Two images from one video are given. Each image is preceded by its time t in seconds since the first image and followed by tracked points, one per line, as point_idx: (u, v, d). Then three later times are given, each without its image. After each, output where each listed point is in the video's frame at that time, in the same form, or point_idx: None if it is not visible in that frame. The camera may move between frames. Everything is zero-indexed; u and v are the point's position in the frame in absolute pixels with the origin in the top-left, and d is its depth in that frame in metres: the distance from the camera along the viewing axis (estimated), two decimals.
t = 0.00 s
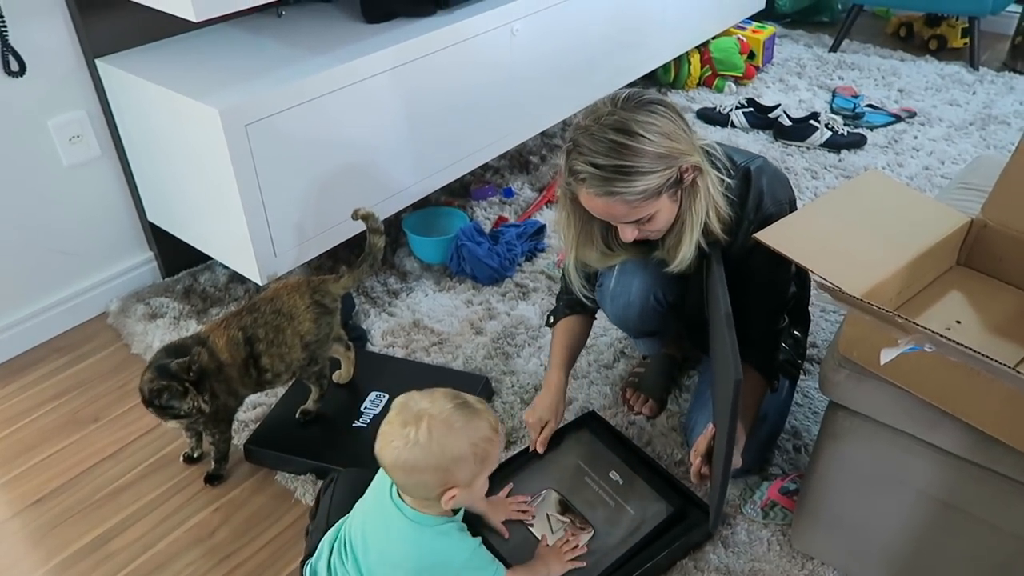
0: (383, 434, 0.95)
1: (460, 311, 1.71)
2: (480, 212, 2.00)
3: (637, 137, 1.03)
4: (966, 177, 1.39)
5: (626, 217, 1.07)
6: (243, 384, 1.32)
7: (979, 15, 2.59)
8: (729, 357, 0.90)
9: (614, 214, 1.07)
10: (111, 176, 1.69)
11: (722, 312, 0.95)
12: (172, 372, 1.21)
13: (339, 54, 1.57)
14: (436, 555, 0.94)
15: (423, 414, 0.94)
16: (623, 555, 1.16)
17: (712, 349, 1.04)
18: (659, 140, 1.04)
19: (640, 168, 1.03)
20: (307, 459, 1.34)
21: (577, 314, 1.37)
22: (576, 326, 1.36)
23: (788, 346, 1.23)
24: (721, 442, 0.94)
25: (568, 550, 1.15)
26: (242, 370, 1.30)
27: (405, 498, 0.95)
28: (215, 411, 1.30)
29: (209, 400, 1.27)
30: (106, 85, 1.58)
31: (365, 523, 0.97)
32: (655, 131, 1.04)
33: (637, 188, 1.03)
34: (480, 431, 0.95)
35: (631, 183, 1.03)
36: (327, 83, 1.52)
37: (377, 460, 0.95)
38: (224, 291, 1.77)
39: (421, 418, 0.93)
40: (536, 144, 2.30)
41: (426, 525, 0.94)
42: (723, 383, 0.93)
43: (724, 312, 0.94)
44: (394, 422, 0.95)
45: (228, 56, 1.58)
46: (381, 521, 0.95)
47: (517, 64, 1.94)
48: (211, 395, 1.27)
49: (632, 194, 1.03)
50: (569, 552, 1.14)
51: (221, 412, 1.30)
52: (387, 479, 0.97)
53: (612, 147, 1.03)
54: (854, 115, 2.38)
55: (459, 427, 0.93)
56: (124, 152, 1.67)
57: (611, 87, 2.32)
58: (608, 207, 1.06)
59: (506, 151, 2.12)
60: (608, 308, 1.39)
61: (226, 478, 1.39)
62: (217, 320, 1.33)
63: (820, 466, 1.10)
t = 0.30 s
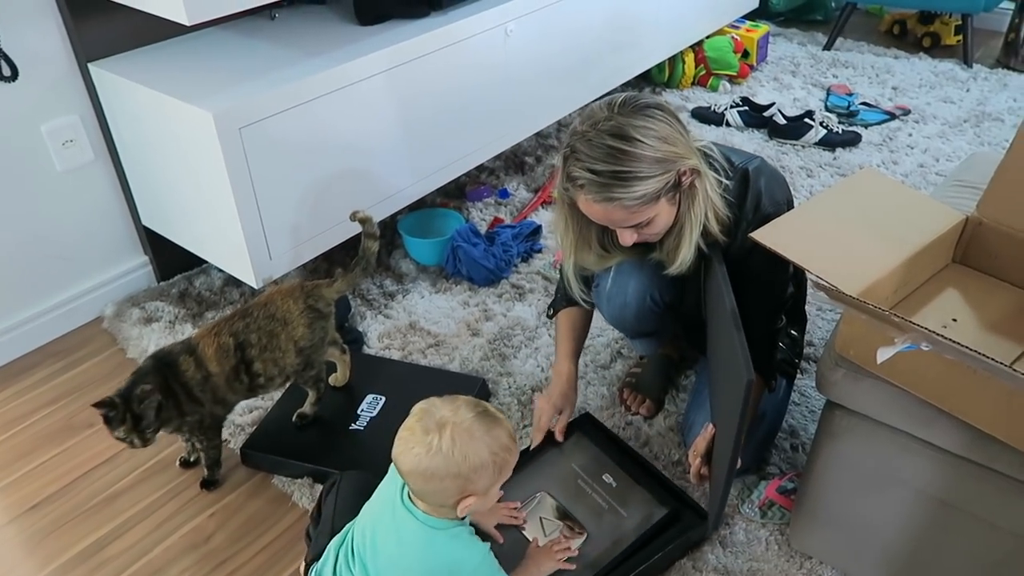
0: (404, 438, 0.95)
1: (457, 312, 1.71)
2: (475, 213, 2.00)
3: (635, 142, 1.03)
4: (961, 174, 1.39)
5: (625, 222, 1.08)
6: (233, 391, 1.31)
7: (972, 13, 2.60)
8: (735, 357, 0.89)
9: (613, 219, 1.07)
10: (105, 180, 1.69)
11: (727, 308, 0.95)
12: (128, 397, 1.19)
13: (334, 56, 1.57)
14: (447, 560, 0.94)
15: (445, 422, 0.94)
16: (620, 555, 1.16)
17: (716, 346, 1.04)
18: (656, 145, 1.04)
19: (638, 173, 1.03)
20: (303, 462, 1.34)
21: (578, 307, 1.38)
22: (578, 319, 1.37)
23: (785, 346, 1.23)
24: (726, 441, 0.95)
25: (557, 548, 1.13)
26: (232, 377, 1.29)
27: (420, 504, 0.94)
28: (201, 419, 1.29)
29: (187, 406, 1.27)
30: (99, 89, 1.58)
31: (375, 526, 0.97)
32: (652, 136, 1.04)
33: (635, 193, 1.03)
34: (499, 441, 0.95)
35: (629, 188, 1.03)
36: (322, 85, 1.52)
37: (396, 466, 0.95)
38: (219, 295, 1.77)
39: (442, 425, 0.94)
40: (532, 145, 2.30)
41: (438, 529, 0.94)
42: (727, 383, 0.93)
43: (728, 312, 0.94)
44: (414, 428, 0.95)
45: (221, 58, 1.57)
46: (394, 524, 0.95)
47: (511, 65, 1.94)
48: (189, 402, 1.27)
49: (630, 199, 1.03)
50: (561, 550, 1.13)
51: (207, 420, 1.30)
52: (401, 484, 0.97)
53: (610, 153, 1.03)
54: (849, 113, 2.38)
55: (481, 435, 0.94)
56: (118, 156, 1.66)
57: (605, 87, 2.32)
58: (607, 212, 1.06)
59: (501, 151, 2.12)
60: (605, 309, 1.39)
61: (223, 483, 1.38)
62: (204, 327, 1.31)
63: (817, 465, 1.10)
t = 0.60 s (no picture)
0: (399, 428, 0.95)
1: (454, 313, 1.71)
2: (472, 215, 2.00)
3: (631, 145, 1.03)
4: (956, 173, 1.39)
5: (622, 224, 1.08)
6: (209, 415, 1.27)
7: (966, 11, 2.60)
8: (733, 358, 0.90)
9: (609, 221, 1.07)
10: (100, 183, 1.68)
11: (725, 309, 0.95)
12: (94, 433, 1.14)
13: (329, 58, 1.57)
14: (461, 545, 0.94)
15: (439, 404, 0.94)
16: (616, 556, 1.16)
17: (714, 346, 1.04)
18: (652, 148, 1.04)
19: (634, 176, 1.03)
20: (301, 465, 1.34)
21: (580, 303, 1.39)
22: (581, 316, 1.39)
23: (781, 345, 1.24)
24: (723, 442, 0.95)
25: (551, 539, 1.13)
26: (208, 402, 1.25)
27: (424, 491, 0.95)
28: (170, 448, 1.25)
29: (158, 437, 1.22)
30: (94, 93, 1.57)
31: (383, 526, 0.96)
32: (649, 139, 1.04)
33: (631, 196, 1.03)
34: (491, 413, 0.96)
35: (625, 191, 1.03)
36: (318, 88, 1.52)
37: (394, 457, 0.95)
38: (216, 297, 1.77)
39: (436, 409, 0.94)
40: (528, 145, 2.30)
41: (447, 515, 0.95)
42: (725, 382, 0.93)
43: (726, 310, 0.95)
44: (408, 417, 0.95)
45: (216, 61, 1.57)
46: (403, 520, 0.95)
47: (507, 66, 1.94)
48: (161, 432, 1.22)
49: (626, 202, 1.04)
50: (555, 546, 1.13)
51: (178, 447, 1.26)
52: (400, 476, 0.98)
53: (606, 156, 1.03)
54: (844, 112, 2.39)
55: (475, 410, 0.95)
56: (113, 159, 1.66)
57: (601, 87, 2.32)
58: (603, 215, 1.06)
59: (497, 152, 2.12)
60: (598, 307, 1.39)
61: (221, 485, 1.38)
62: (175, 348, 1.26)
63: (814, 464, 1.10)
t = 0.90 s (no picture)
0: (432, 423, 0.96)
1: (451, 317, 1.71)
2: (469, 218, 2.00)
3: (625, 148, 1.03)
4: (952, 174, 1.40)
5: (617, 226, 1.08)
6: (163, 452, 1.21)
7: (961, 14, 2.61)
8: (728, 359, 0.90)
9: (604, 224, 1.08)
10: (97, 188, 1.68)
11: (720, 310, 0.96)
12: (35, 499, 1.11)
13: (326, 63, 1.57)
14: (454, 548, 0.94)
15: (478, 407, 0.96)
16: (614, 558, 1.16)
17: (709, 347, 1.04)
18: (647, 150, 1.04)
19: (629, 178, 1.03)
20: (298, 469, 1.34)
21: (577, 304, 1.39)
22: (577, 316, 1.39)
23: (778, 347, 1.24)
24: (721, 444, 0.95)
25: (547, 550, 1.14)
26: (159, 437, 1.20)
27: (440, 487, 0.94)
28: (127, 492, 1.21)
29: (108, 486, 1.18)
30: (91, 98, 1.58)
31: (386, 515, 0.97)
32: (643, 141, 1.04)
33: (626, 199, 1.04)
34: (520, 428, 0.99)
35: (620, 194, 1.03)
36: (315, 92, 1.52)
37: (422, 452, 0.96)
38: (213, 302, 1.76)
39: (473, 409, 0.96)
40: (525, 149, 2.30)
41: (450, 516, 0.95)
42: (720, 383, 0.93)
43: (720, 313, 0.95)
44: (446, 413, 0.96)
45: (213, 66, 1.57)
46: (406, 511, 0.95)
47: (503, 70, 1.94)
48: (112, 479, 1.18)
49: (621, 205, 1.04)
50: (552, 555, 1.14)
51: (135, 490, 1.22)
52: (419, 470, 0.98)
53: (600, 158, 1.03)
54: (840, 115, 2.39)
55: (509, 421, 0.97)
56: (110, 165, 1.66)
57: (597, 91, 2.33)
58: (598, 217, 1.06)
59: (494, 156, 2.13)
60: (594, 308, 1.40)
61: (218, 490, 1.38)
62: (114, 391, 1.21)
63: (811, 465, 1.11)
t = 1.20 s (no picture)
0: (461, 441, 0.98)
1: (448, 318, 1.71)
2: (466, 219, 2.00)
3: (619, 149, 1.03)
4: (947, 173, 1.40)
5: (612, 227, 1.08)
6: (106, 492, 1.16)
7: (955, 13, 2.62)
8: (722, 361, 0.90)
9: (599, 224, 1.08)
10: (93, 192, 1.68)
11: (713, 314, 0.95)
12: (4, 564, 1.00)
13: (322, 64, 1.58)
14: (440, 557, 0.94)
15: (510, 439, 0.98)
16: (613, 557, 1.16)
17: (704, 348, 1.04)
18: (641, 151, 1.04)
19: (623, 179, 1.03)
20: (296, 470, 1.34)
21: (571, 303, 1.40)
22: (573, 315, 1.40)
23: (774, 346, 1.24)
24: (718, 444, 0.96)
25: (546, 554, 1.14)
26: (100, 474, 1.15)
27: (450, 505, 0.95)
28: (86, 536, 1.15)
29: (66, 536, 1.11)
30: (87, 101, 1.58)
31: (386, 508, 0.98)
32: (637, 142, 1.04)
33: (620, 200, 1.04)
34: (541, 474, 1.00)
35: (614, 194, 1.03)
36: (311, 94, 1.53)
37: (444, 467, 0.98)
38: (210, 304, 1.76)
39: (503, 441, 0.97)
40: (521, 150, 2.31)
41: (442, 527, 0.95)
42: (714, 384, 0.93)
43: (713, 315, 0.95)
44: (477, 435, 0.98)
45: (209, 68, 1.57)
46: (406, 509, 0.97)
47: (498, 71, 1.95)
48: (69, 527, 1.11)
49: (615, 206, 1.04)
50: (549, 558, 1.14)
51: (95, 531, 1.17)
52: (435, 477, 1.00)
53: (595, 159, 1.03)
54: (835, 114, 2.40)
55: (535, 462, 0.98)
56: (107, 168, 1.66)
57: (592, 91, 2.33)
58: (593, 218, 1.07)
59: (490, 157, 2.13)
60: (589, 307, 1.40)
61: (216, 493, 1.38)
62: (27, 448, 1.14)
63: (809, 464, 1.11)
